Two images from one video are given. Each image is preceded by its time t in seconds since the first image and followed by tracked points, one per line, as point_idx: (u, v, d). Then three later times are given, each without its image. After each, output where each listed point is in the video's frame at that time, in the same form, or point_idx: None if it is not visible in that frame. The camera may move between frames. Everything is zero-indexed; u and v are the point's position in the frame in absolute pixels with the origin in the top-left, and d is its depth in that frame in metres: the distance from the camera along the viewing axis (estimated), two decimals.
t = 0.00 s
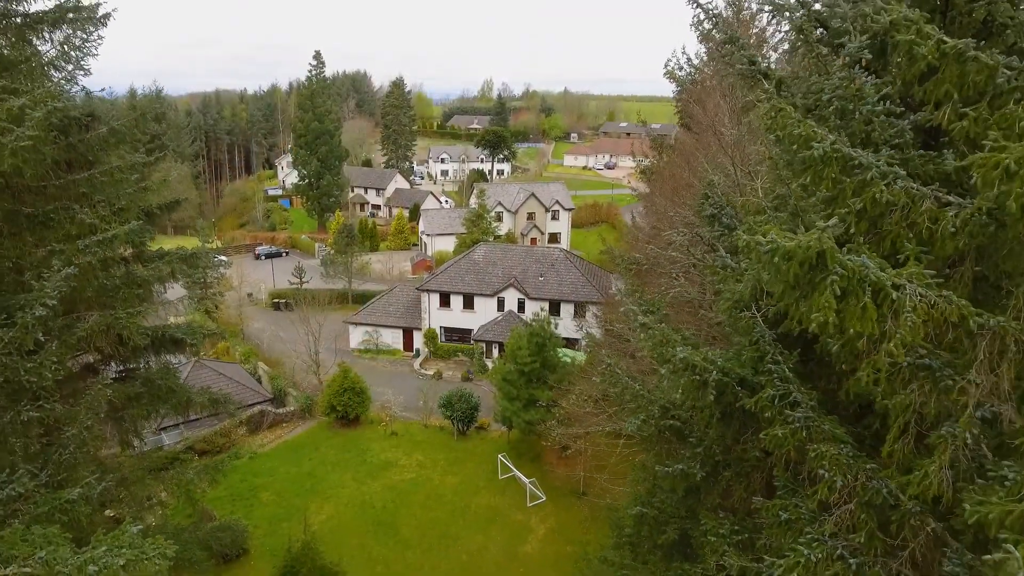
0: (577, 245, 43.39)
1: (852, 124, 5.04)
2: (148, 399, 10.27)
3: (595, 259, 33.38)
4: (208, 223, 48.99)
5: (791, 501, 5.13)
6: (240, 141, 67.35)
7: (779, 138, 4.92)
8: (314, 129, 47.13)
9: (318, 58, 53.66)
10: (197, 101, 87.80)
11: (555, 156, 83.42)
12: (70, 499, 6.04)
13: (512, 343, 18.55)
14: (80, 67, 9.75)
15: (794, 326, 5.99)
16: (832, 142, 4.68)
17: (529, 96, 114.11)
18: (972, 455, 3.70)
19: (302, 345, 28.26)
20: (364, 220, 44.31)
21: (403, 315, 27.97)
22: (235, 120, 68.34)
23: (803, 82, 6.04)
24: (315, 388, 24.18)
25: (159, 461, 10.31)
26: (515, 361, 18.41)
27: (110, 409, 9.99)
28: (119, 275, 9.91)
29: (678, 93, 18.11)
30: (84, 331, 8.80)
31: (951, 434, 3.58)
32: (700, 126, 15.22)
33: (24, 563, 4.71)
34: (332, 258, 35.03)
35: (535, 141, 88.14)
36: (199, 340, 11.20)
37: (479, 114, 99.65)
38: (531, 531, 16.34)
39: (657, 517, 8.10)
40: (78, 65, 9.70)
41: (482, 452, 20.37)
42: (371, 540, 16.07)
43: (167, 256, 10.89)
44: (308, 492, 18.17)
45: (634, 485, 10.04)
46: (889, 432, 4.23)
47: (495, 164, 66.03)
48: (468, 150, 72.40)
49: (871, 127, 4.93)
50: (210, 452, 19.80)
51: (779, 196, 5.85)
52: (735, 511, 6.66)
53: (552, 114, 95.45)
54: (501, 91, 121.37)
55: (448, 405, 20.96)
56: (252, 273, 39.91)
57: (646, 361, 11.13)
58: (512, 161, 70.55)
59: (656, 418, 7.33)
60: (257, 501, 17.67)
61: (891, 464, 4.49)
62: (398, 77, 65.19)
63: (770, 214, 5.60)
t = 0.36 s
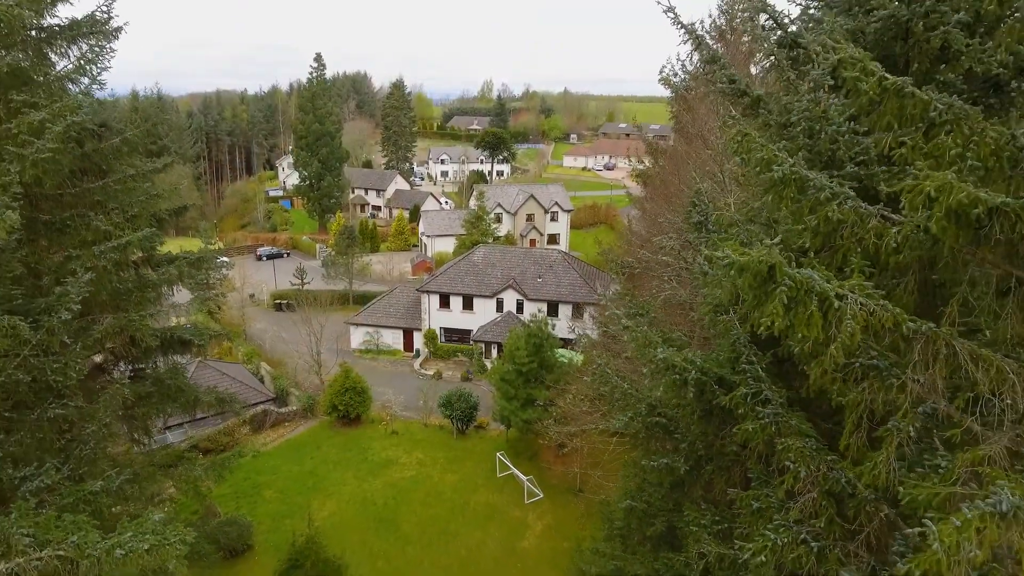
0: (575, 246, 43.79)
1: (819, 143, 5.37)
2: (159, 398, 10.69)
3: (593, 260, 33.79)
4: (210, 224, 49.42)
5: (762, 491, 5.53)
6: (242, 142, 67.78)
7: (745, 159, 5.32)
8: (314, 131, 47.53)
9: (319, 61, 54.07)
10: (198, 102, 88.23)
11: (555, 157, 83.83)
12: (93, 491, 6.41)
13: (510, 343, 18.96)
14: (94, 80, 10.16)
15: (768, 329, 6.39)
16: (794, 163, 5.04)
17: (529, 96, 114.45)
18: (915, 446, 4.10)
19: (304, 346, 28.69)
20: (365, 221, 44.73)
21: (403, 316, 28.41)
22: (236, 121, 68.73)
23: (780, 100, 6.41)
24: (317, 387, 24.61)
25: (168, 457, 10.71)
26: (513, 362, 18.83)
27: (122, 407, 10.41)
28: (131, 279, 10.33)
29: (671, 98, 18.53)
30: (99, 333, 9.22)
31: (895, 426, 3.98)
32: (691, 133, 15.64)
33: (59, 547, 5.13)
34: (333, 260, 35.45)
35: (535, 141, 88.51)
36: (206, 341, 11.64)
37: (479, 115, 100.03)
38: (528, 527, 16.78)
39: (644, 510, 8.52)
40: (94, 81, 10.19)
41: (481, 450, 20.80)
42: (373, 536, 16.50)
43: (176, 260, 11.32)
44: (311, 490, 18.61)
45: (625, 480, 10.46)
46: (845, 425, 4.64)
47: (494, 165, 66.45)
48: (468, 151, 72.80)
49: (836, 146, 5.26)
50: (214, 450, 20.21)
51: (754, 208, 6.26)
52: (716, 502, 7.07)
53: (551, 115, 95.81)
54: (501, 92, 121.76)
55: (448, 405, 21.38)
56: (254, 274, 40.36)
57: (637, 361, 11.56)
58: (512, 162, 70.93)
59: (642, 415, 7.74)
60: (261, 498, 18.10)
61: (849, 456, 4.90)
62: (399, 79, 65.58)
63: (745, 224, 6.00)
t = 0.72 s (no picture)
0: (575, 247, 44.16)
1: (792, 159, 5.70)
2: (168, 396, 11.13)
3: (592, 261, 34.20)
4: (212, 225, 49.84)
5: (739, 483, 5.93)
6: (242, 143, 68.18)
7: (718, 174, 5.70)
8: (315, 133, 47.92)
9: (319, 63, 54.54)
10: (198, 102, 88.67)
11: (554, 158, 84.18)
12: (114, 484, 6.77)
13: (509, 343, 19.39)
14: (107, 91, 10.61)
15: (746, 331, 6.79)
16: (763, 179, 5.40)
17: (529, 97, 114.77)
18: (871, 439, 4.50)
19: (306, 346, 29.12)
20: (366, 222, 45.14)
21: (404, 316, 28.83)
22: (237, 122, 69.13)
23: (758, 116, 6.81)
24: (318, 387, 25.05)
25: (178, 455, 11.12)
26: (512, 362, 19.26)
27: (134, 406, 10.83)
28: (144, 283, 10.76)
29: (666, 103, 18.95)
30: (114, 334, 9.66)
31: (852, 421, 4.39)
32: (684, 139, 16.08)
33: (87, 533, 5.54)
34: (334, 261, 35.88)
35: (535, 142, 88.88)
36: (213, 342, 12.05)
37: (479, 116, 100.40)
38: (526, 523, 17.22)
39: (635, 504, 8.93)
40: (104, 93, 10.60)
41: (481, 449, 21.23)
42: (375, 531, 16.94)
43: (185, 264, 11.76)
44: (314, 487, 19.05)
45: (617, 476, 10.87)
46: (811, 420, 5.05)
47: (494, 166, 66.81)
48: (468, 152, 73.19)
49: (807, 161, 5.62)
50: (218, 449, 20.63)
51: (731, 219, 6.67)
52: (700, 495, 7.48)
53: (551, 115, 96.15)
54: (502, 92, 122.11)
55: (448, 404, 21.80)
56: (256, 275, 40.79)
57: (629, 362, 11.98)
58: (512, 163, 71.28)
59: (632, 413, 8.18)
60: (265, 495, 18.54)
61: (817, 449, 5.29)
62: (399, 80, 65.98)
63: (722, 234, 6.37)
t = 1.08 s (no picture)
0: (574, 248, 44.57)
1: (766, 173, 6.10)
2: (178, 395, 11.53)
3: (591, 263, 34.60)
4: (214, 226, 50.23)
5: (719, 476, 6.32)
6: (244, 144, 68.56)
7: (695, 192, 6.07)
8: (316, 135, 48.25)
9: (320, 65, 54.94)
10: (199, 103, 89.09)
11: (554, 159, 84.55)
12: (133, 479, 7.16)
13: (508, 344, 19.80)
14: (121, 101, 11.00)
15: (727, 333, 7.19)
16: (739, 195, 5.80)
17: (529, 98, 115.14)
18: (835, 433, 4.90)
19: (307, 346, 29.55)
20: (366, 224, 45.54)
21: (404, 317, 29.25)
22: (237, 123, 69.51)
23: (739, 132, 7.22)
24: (320, 387, 25.47)
25: (186, 452, 11.50)
26: (511, 362, 19.67)
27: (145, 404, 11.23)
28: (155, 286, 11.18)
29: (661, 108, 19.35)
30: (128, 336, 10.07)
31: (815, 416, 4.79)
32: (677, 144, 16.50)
33: (113, 520, 5.94)
34: (335, 262, 36.28)
35: (535, 143, 89.25)
36: (220, 343, 12.45)
37: (479, 116, 100.75)
38: (525, 519, 17.65)
39: (627, 498, 9.32)
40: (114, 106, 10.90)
41: (480, 447, 21.65)
42: (376, 528, 17.36)
43: (193, 267, 12.18)
44: (317, 484, 19.47)
45: (611, 472, 11.26)
46: (783, 416, 5.45)
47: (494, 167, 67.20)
48: (468, 153, 73.58)
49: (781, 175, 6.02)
50: (222, 448, 21.04)
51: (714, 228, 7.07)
52: (687, 489, 7.87)
53: (551, 116, 96.51)
54: (502, 93, 122.45)
55: (448, 403, 22.21)
56: (258, 276, 41.19)
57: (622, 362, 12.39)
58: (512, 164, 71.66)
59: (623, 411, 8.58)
60: (269, 493, 18.96)
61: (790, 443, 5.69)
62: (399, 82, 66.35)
63: (702, 245, 6.74)
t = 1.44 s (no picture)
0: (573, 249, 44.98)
1: (746, 186, 6.51)
2: (187, 395, 11.91)
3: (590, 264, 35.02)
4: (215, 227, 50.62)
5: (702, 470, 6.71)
6: (245, 145, 68.91)
7: (677, 205, 6.46)
8: (318, 137, 48.55)
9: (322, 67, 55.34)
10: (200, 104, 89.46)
11: (553, 160, 84.94)
12: (151, 473, 7.62)
13: (507, 345, 20.23)
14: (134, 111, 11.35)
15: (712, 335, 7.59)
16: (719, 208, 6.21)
17: (529, 98, 115.45)
18: (804, 428, 5.31)
19: (309, 347, 29.96)
20: (367, 225, 45.94)
21: (404, 318, 29.67)
22: (239, 123, 69.88)
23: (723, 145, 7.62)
24: (322, 387, 25.89)
25: (194, 450, 11.89)
26: (510, 363, 20.10)
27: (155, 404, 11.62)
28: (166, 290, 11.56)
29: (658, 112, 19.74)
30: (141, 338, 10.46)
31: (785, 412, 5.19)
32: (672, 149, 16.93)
33: (136, 510, 6.38)
34: (336, 263, 36.65)
35: (535, 144, 89.65)
36: (227, 345, 12.86)
37: (479, 117, 101.11)
38: (523, 517, 18.08)
39: (619, 493, 9.70)
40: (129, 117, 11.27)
41: (480, 446, 22.08)
42: (379, 524, 17.78)
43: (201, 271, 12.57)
44: (320, 482, 19.89)
45: (605, 469, 11.66)
46: (759, 414, 5.85)
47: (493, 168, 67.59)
48: (468, 154, 73.96)
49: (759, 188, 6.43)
50: (227, 447, 21.42)
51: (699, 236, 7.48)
52: (675, 484, 8.25)
53: (551, 117, 96.88)
54: (502, 94, 122.81)
55: (448, 403, 22.63)
56: (260, 277, 41.59)
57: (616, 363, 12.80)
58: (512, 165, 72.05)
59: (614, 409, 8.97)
60: (273, 491, 19.37)
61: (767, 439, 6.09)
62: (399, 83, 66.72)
63: (686, 253, 7.14)
